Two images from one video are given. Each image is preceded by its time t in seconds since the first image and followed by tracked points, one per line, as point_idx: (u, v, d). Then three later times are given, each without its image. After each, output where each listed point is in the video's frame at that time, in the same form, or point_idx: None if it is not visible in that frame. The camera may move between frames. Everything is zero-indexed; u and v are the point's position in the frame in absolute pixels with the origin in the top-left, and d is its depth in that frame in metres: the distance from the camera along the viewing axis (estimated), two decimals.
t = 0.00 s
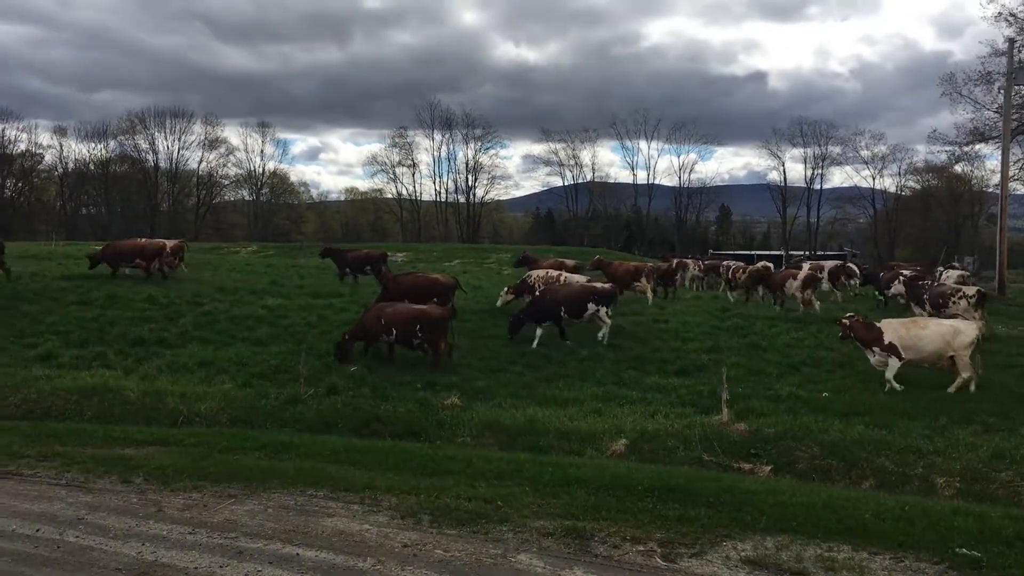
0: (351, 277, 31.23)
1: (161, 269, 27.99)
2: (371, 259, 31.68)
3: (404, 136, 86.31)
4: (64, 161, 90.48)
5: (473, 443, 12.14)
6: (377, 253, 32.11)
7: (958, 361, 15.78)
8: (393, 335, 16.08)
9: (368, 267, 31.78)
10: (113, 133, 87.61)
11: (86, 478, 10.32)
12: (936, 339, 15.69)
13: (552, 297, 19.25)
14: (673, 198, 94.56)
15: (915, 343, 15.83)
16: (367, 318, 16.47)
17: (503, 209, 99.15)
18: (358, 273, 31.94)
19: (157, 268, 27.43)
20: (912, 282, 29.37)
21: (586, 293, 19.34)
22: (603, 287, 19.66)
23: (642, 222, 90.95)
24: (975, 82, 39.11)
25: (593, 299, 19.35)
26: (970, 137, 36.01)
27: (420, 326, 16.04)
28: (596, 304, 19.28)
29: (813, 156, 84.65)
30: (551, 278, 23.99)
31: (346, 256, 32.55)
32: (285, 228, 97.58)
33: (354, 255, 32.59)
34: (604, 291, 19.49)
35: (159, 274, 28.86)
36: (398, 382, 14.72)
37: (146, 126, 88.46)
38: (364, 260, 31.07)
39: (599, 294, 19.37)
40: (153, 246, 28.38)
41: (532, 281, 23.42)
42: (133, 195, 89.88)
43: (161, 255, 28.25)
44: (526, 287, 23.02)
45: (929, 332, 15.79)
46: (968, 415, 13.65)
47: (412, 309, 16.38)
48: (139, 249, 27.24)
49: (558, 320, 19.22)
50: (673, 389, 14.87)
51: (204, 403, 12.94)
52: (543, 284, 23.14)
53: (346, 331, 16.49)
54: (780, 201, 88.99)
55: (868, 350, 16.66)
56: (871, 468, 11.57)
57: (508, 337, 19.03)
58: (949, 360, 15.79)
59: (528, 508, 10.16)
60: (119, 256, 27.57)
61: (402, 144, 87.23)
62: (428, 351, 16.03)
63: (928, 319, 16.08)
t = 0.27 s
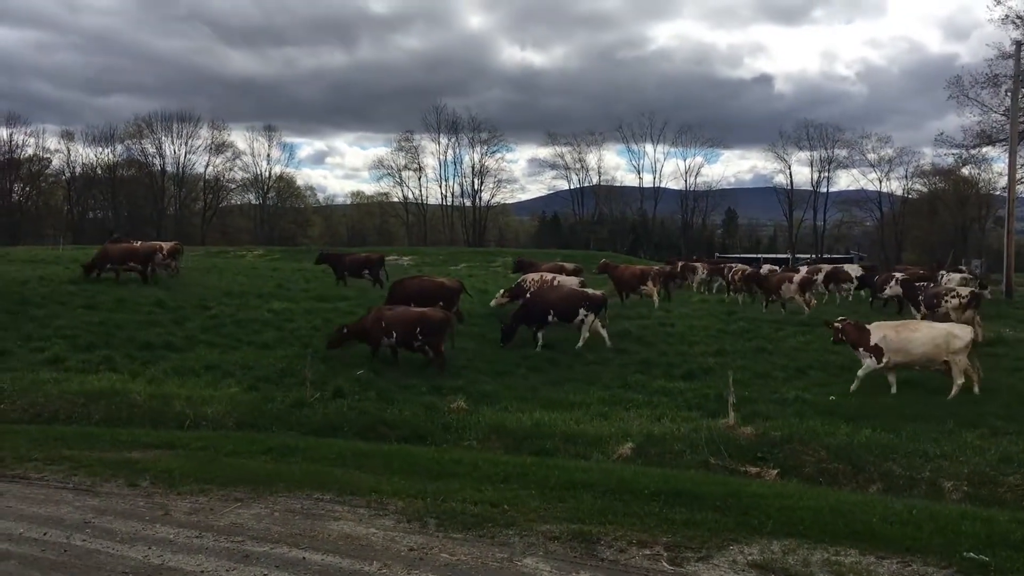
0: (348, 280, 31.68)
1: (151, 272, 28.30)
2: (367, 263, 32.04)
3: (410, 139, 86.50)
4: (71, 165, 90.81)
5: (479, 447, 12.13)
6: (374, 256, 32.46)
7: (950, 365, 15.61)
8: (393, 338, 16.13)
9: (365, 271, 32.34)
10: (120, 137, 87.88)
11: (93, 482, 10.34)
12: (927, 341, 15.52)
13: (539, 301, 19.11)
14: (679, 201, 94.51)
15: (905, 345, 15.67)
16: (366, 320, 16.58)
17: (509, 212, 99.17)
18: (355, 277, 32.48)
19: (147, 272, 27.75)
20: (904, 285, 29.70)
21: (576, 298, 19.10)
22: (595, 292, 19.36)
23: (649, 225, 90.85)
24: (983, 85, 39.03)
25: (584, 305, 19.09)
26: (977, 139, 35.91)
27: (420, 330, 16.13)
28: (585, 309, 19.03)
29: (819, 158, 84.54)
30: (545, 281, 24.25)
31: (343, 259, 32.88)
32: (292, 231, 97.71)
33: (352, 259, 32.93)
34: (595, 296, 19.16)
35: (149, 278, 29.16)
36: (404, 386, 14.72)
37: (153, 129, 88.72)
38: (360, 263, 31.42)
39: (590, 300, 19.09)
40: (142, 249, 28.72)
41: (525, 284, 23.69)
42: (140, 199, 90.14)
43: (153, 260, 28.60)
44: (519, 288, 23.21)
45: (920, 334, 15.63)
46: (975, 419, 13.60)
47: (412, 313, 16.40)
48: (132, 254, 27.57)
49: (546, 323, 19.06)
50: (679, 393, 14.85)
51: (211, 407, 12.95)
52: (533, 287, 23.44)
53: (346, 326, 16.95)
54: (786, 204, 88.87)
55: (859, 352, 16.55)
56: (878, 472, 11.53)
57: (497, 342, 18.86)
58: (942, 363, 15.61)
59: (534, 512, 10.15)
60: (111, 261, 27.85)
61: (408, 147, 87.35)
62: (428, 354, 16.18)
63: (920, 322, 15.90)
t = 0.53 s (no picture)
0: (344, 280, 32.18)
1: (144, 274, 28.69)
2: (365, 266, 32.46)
3: (418, 142, 86.66)
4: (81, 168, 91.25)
5: (487, 449, 12.11)
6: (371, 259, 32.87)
7: (945, 367, 15.57)
8: (393, 339, 16.30)
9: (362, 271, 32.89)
10: (129, 140, 88.24)
11: (102, 484, 10.36)
12: (921, 343, 15.50)
13: (528, 304, 18.99)
14: (687, 203, 94.45)
15: (901, 347, 15.58)
16: (367, 322, 16.72)
17: (517, 214, 99.23)
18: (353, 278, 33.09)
19: (140, 274, 28.16)
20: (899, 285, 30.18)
21: (568, 301, 19.11)
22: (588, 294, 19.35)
23: (657, 228, 90.78)
24: (993, 87, 38.89)
25: (578, 308, 19.11)
26: (986, 141, 35.78)
27: (420, 329, 16.29)
28: (579, 312, 19.07)
29: (827, 161, 84.39)
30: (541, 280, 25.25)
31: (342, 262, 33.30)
32: (299, 234, 97.92)
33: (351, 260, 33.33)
34: (588, 298, 19.17)
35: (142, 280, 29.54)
36: (412, 389, 14.72)
37: (161, 133, 89.04)
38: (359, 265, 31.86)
39: (584, 302, 19.11)
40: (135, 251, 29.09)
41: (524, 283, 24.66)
42: (149, 203, 90.51)
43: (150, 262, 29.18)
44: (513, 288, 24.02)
45: (914, 336, 15.59)
46: (985, 422, 13.54)
47: (411, 313, 16.55)
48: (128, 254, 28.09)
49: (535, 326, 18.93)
50: (687, 395, 14.83)
51: (219, 409, 12.97)
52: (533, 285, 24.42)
53: (346, 322, 17.20)
54: (794, 206, 88.73)
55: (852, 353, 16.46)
56: (887, 475, 11.49)
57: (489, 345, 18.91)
58: (937, 365, 15.58)
59: (542, 515, 10.14)
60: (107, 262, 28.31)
61: (416, 150, 87.44)
62: (427, 354, 16.34)
63: (914, 323, 15.88)
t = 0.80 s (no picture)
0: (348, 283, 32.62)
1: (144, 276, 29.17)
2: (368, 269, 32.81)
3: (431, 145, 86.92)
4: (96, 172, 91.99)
5: (500, 452, 12.10)
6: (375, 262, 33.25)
7: (946, 370, 15.44)
8: (398, 338, 16.60)
9: (365, 274, 33.34)
10: (144, 144, 88.85)
11: (118, 486, 10.41)
12: (920, 344, 15.48)
13: (526, 307, 18.93)
14: (700, 205, 94.30)
15: (901, 349, 15.58)
16: (375, 322, 17.07)
17: (530, 217, 99.31)
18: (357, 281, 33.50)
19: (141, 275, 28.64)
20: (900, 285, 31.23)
21: (568, 303, 19.02)
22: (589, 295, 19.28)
23: (670, 230, 90.61)
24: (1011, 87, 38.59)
25: (578, 309, 19.01)
26: (1002, 142, 35.51)
27: (424, 328, 16.56)
28: (579, 313, 18.96)
29: (841, 162, 84.09)
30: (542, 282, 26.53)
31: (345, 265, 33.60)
32: (313, 237, 98.32)
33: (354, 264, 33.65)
34: (589, 300, 19.12)
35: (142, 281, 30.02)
36: (425, 391, 14.73)
37: (176, 137, 89.62)
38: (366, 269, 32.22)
39: (584, 303, 19.04)
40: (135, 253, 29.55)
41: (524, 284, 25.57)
42: (164, 206, 91.12)
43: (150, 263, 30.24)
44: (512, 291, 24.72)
45: (915, 337, 15.59)
46: (1001, 424, 13.43)
47: (416, 313, 16.86)
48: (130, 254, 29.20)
49: (534, 329, 18.81)
50: (701, 398, 14.77)
51: (233, 411, 13.01)
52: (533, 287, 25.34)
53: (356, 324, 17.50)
54: (808, 208, 88.47)
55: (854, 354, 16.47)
56: (903, 478, 11.41)
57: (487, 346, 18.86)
58: (938, 368, 15.47)
59: (555, 518, 10.12)
60: (109, 261, 29.39)
61: (428, 153, 87.60)
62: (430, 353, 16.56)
63: (916, 325, 15.86)
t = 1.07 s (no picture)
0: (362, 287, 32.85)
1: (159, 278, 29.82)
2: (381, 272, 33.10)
3: (454, 149, 87.40)
4: (123, 178, 93.40)
5: (524, 455, 12.10)
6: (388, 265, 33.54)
7: (956, 373, 15.42)
8: (413, 341, 16.59)
9: (379, 277, 33.57)
10: (170, 150, 90.01)
11: (147, 489, 10.51)
12: (929, 346, 15.48)
13: (534, 308, 18.95)
14: (723, 208, 94.07)
15: (908, 350, 15.65)
16: (392, 322, 17.13)
17: (552, 220, 99.49)
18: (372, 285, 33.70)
19: (156, 278, 29.26)
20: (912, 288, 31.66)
21: (577, 306, 19.05)
22: (597, 300, 19.35)
23: (692, 233, 90.40)
24: None
25: (587, 313, 19.07)
26: None
27: (437, 331, 16.57)
28: (589, 317, 18.98)
29: (867, 163, 83.52)
30: (554, 284, 27.54)
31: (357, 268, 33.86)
32: (336, 241, 99.08)
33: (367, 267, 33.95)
34: (596, 304, 19.19)
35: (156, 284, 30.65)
36: (448, 395, 14.74)
37: (202, 142, 90.72)
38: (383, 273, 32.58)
39: (592, 307, 19.10)
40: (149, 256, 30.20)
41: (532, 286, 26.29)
42: (190, 211, 92.31)
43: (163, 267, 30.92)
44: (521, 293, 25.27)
45: (924, 339, 15.60)
46: None
47: (432, 315, 16.85)
48: (149, 261, 29.63)
49: (543, 331, 18.82)
50: (726, 401, 14.69)
51: (259, 415, 13.10)
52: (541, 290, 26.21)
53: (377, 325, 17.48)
54: (832, 210, 87.98)
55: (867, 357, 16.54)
56: (930, 482, 11.29)
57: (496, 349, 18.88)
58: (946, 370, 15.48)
59: (580, 522, 10.10)
60: (124, 266, 29.58)
61: (451, 157, 87.98)
62: (443, 356, 16.52)
63: (927, 327, 15.84)
